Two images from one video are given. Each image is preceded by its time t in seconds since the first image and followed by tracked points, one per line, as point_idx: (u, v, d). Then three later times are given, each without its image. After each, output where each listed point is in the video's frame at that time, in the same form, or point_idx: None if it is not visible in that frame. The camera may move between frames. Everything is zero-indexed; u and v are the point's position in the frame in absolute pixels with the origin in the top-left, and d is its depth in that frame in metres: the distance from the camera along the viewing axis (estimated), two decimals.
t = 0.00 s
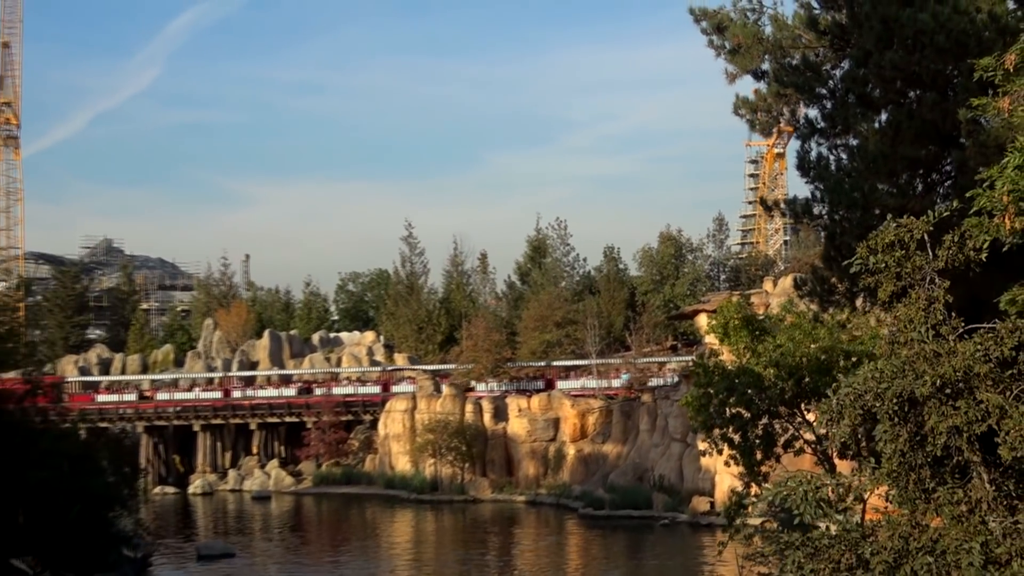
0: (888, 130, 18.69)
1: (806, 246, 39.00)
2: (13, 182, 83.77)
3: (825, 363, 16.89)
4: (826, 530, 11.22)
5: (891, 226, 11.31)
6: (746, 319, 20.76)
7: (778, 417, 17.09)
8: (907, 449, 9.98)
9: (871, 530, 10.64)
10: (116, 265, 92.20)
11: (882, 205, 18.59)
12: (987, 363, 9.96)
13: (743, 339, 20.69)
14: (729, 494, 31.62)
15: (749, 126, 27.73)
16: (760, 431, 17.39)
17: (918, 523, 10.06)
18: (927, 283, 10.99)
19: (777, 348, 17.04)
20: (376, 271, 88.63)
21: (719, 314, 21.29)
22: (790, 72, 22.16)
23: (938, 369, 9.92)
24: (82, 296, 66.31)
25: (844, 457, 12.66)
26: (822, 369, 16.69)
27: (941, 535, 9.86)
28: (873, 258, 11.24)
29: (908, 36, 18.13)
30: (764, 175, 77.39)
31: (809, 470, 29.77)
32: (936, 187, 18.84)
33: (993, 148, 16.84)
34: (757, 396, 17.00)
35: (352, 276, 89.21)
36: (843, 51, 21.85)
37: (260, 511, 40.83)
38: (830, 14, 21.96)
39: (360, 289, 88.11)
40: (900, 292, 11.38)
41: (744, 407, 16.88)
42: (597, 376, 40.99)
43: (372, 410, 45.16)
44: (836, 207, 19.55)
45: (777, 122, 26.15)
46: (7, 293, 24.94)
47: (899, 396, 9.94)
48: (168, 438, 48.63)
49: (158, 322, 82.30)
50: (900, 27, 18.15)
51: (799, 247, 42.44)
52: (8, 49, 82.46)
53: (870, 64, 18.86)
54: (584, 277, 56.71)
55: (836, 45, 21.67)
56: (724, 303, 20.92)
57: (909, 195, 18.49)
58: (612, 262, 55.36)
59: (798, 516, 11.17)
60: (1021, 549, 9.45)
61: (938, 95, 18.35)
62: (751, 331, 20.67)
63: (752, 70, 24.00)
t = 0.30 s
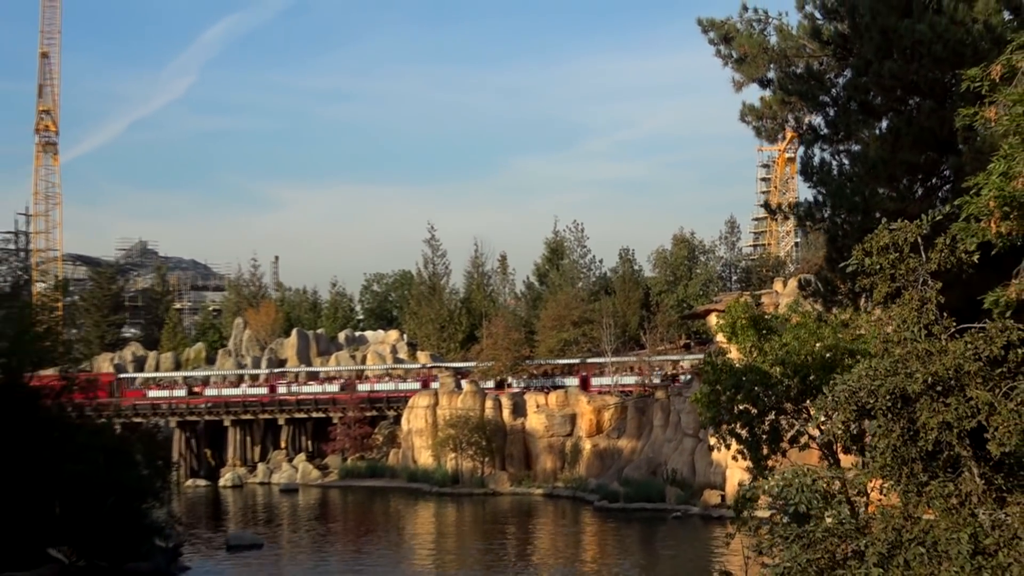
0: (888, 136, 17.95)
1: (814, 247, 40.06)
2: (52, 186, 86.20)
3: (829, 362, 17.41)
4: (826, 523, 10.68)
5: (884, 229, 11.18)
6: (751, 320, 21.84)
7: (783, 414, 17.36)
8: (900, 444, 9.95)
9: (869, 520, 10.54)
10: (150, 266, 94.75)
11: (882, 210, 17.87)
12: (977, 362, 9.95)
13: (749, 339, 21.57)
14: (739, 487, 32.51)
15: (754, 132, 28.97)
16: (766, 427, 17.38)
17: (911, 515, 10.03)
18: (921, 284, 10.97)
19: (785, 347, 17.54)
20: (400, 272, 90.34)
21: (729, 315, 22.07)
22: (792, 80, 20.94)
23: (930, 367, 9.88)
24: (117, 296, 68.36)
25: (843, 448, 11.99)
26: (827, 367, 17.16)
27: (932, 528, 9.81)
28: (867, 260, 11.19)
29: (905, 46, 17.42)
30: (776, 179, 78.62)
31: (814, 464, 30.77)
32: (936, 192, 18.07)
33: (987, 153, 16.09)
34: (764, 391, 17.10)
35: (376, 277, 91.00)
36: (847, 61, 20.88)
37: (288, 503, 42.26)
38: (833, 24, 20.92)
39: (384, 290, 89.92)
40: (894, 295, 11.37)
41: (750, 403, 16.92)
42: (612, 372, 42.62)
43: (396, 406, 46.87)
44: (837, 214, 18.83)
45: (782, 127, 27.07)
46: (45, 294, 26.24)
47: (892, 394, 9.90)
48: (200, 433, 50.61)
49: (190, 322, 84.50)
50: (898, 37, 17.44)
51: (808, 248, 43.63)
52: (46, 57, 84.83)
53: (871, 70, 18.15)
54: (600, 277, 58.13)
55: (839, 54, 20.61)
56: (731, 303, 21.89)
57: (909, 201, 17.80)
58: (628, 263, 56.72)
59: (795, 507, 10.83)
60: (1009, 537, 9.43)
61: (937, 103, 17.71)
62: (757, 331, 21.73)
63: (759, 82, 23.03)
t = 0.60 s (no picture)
0: (899, 141, 18.12)
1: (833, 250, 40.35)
2: (83, 189, 87.53)
3: (843, 363, 17.78)
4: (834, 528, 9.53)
5: (890, 232, 10.06)
6: (768, 321, 22.24)
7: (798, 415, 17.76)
8: (906, 444, 9.10)
9: (876, 518, 9.53)
10: (179, 267, 96.15)
11: (893, 213, 18.07)
12: (984, 363, 8.95)
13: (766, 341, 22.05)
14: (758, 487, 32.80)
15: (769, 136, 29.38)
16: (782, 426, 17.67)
17: (918, 513, 9.09)
18: (927, 286, 9.79)
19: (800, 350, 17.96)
20: (424, 274, 91.08)
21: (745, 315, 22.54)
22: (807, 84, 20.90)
23: (936, 367, 8.98)
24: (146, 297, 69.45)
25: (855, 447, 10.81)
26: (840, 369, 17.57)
27: (939, 526, 8.80)
28: (873, 264, 9.99)
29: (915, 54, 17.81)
30: (796, 182, 78.86)
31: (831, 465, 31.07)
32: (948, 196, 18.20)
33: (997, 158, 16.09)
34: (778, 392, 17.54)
35: (401, 279, 91.83)
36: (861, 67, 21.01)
37: (313, 501, 42.95)
38: (847, 29, 20.90)
39: (408, 291, 90.75)
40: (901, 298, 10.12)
41: (765, 404, 17.36)
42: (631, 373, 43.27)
43: (419, 406, 47.67)
44: (851, 218, 19.10)
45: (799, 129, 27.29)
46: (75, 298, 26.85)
47: (895, 395, 9.03)
48: (226, 432, 51.53)
49: (217, 322, 85.64)
50: (909, 43, 17.87)
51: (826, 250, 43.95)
52: (77, 62, 86.15)
53: (885, 75, 18.54)
54: (621, 279, 58.66)
55: (852, 60, 20.64)
56: (749, 305, 22.32)
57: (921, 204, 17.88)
58: (648, 265, 57.17)
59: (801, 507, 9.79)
60: (1012, 533, 8.37)
61: (948, 108, 17.80)
62: (774, 333, 22.16)
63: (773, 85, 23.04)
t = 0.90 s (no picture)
0: (913, 144, 17.99)
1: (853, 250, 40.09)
2: (105, 190, 88.13)
3: (860, 364, 17.82)
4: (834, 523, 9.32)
5: (898, 235, 10.01)
6: (783, 322, 22.28)
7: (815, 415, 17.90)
8: (912, 445, 8.98)
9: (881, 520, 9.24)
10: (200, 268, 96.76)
11: (907, 216, 17.97)
12: (991, 365, 8.78)
13: (781, 343, 22.13)
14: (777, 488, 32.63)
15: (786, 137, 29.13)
16: (797, 429, 18.02)
17: (922, 515, 8.90)
18: (935, 289, 9.77)
19: (815, 352, 18.08)
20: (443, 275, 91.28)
21: (760, 316, 22.66)
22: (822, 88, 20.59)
23: (943, 368, 8.80)
24: (167, 298, 69.97)
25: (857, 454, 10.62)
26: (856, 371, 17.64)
27: (944, 528, 8.64)
28: (880, 266, 9.98)
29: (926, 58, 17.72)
30: (817, 183, 78.52)
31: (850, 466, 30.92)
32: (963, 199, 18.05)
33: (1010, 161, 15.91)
34: (795, 393, 17.89)
35: (420, 280, 92.06)
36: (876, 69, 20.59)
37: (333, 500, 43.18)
38: (863, 32, 20.34)
39: (428, 292, 90.95)
40: (910, 298, 10.07)
41: (781, 404, 17.78)
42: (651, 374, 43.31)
43: (440, 406, 47.86)
44: (865, 222, 18.93)
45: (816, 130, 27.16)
46: (95, 299, 27.13)
47: (901, 398, 8.88)
48: (246, 433, 51.90)
49: (238, 323, 86.14)
50: (922, 46, 17.65)
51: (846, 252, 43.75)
52: (99, 63, 86.77)
53: (899, 77, 18.29)
54: (640, 281, 58.66)
55: (867, 63, 20.25)
56: (763, 307, 22.40)
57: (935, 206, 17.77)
58: (668, 266, 57.08)
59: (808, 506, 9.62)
60: (1019, 537, 8.20)
61: (962, 111, 17.61)
62: (789, 334, 22.24)
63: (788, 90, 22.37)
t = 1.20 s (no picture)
0: (926, 146, 17.87)
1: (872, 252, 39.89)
2: (125, 191, 88.74)
3: (874, 366, 17.86)
4: (841, 524, 9.37)
5: (905, 238, 10.04)
6: (798, 324, 22.35)
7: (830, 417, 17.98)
8: (918, 449, 8.89)
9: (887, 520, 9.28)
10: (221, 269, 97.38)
11: (918, 218, 17.96)
12: (996, 368, 8.77)
13: (795, 344, 22.21)
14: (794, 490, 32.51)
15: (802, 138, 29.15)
16: (812, 431, 18.11)
17: (928, 517, 8.76)
18: (940, 292, 9.71)
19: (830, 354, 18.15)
20: (462, 276, 91.45)
21: (774, 318, 22.75)
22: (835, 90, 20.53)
23: (948, 371, 8.79)
24: (187, 298, 70.48)
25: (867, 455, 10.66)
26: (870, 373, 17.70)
27: (948, 529, 8.58)
28: (887, 269, 9.99)
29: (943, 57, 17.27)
30: (838, 183, 78.17)
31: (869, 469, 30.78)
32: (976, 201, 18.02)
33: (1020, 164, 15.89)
34: (809, 395, 17.98)
35: (439, 281, 92.25)
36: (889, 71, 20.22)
37: (351, 501, 43.40)
38: (876, 33, 19.99)
39: (447, 293, 91.12)
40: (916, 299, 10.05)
41: (796, 406, 17.89)
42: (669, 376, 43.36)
43: (457, 407, 48.02)
44: (876, 224, 18.83)
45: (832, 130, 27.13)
46: (115, 301, 27.29)
47: (906, 400, 8.86)
48: (265, 433, 52.29)
49: (258, 323, 86.65)
50: (934, 49, 17.52)
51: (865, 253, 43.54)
52: (120, 66, 87.38)
53: (913, 80, 18.05)
54: (659, 281, 58.63)
55: (880, 65, 19.95)
56: (778, 309, 22.46)
57: (946, 209, 17.71)
58: (687, 268, 56.95)
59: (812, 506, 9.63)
60: None
61: (974, 113, 17.48)
62: (804, 335, 22.32)
63: (802, 92, 22.23)
